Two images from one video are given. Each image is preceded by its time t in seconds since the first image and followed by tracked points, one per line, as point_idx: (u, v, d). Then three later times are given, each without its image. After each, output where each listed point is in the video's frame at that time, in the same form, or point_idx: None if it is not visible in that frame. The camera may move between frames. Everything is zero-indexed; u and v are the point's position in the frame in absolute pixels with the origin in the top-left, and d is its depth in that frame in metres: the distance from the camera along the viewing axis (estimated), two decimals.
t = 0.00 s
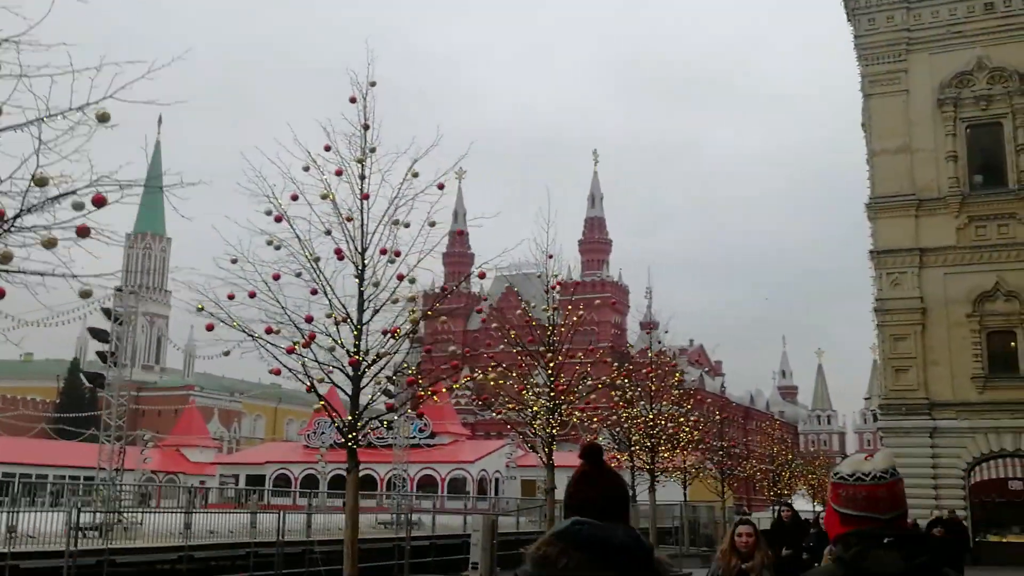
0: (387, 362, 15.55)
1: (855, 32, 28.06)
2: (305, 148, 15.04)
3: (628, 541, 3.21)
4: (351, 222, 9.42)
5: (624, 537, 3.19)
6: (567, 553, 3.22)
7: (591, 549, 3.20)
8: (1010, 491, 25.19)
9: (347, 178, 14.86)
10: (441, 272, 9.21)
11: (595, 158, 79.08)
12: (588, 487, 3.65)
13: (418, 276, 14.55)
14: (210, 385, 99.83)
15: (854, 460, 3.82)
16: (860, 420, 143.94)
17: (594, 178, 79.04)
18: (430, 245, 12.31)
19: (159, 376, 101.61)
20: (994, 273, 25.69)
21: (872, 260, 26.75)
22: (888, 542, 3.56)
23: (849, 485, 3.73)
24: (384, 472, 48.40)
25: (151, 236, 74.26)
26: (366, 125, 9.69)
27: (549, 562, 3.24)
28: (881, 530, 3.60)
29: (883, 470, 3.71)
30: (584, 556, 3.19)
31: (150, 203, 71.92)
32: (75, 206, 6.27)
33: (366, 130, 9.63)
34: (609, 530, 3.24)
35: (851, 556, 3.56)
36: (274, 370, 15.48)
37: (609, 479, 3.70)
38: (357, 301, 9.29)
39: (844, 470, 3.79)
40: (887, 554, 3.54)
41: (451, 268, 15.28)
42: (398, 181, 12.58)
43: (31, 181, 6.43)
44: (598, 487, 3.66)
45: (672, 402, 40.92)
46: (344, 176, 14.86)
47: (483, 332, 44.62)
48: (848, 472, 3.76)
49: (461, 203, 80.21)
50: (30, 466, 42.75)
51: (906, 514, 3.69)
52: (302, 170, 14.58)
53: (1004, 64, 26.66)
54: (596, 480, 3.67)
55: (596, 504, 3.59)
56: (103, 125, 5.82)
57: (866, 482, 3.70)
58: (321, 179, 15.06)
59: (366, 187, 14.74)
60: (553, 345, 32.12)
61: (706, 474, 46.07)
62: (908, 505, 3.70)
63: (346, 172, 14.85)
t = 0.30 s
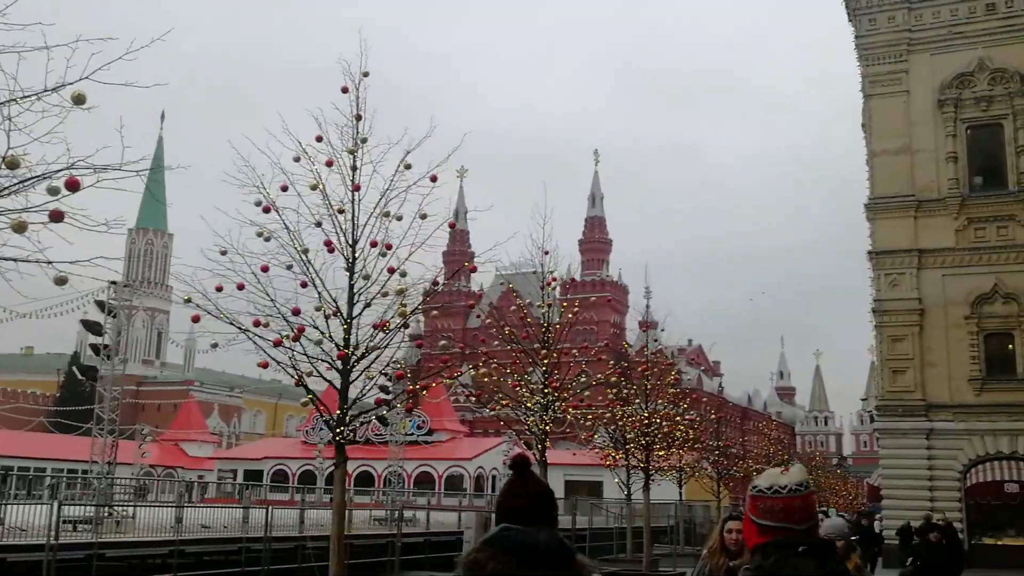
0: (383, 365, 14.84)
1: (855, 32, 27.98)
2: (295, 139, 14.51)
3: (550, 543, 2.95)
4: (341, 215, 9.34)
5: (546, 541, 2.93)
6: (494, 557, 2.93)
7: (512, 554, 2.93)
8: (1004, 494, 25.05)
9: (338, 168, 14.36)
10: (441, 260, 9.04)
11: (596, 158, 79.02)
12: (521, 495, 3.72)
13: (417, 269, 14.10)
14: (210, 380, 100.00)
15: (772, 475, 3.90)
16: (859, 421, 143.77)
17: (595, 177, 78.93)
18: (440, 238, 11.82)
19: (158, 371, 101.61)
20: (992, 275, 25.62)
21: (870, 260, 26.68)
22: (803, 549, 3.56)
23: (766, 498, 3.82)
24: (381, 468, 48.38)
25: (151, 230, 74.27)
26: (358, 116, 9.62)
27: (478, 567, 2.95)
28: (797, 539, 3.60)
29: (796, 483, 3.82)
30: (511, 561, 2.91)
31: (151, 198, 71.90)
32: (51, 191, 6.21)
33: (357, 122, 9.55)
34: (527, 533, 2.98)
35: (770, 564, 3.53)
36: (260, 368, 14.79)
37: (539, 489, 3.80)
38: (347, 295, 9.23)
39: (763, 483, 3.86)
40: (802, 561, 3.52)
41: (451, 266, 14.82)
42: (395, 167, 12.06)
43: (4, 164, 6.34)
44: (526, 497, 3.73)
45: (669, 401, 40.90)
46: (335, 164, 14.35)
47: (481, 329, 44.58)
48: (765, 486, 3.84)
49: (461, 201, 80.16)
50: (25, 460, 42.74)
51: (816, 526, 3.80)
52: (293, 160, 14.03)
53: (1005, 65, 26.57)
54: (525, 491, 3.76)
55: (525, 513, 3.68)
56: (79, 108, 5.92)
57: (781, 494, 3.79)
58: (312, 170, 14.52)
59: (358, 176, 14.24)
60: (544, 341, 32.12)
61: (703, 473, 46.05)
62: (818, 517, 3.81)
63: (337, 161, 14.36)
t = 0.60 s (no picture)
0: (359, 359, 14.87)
1: (844, 37, 27.83)
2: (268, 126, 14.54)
3: (459, 525, 3.28)
4: (315, 202, 8.99)
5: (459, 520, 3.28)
6: (408, 540, 3.27)
7: (425, 538, 3.26)
8: (985, 505, 24.52)
9: (312, 155, 14.43)
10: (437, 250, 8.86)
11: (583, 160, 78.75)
12: (432, 478, 3.48)
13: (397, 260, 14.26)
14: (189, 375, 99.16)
15: (670, 459, 3.67)
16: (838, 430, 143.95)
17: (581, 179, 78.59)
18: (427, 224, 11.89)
19: (136, 365, 100.52)
20: (976, 284, 25.53)
21: (854, 267, 26.50)
22: (696, 532, 3.38)
23: (664, 482, 3.55)
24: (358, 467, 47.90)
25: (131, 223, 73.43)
26: (334, 102, 9.26)
27: (393, 550, 3.27)
28: (691, 522, 3.43)
29: (693, 468, 3.59)
30: (425, 543, 3.25)
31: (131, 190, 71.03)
32: None
33: (334, 107, 9.20)
34: (438, 515, 3.32)
35: (661, 546, 3.30)
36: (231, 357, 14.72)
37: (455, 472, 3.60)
38: (317, 286, 8.91)
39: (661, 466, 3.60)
40: (698, 545, 3.31)
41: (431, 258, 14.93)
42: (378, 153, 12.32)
43: None
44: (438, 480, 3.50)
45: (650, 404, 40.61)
46: (309, 153, 14.44)
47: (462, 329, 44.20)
48: (664, 470, 3.58)
49: (446, 200, 79.69)
50: None
51: (712, 512, 3.55)
52: (267, 146, 14.14)
53: (993, 73, 26.46)
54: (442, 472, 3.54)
55: (439, 496, 3.45)
56: (28, 74, 5.56)
57: (678, 479, 3.54)
58: (285, 158, 14.54)
59: (332, 165, 14.32)
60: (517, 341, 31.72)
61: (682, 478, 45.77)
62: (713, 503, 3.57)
63: (313, 150, 14.46)
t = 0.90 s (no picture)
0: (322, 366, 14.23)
1: (809, 43, 27.97)
2: (221, 123, 14.02)
3: (392, 553, 3.15)
4: (269, 201, 8.75)
5: (387, 550, 3.14)
6: (337, 564, 3.15)
7: (355, 561, 3.14)
8: (947, 507, 24.63)
9: (266, 153, 13.93)
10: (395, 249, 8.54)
11: (550, 165, 78.83)
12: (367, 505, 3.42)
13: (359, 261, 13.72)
14: (152, 382, 97.87)
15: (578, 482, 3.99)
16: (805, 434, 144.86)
17: (550, 184, 78.65)
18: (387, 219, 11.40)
19: (98, 372, 98.96)
20: (939, 289, 25.75)
21: (819, 271, 26.61)
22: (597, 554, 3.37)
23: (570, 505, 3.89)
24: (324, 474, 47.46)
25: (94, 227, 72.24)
26: (289, 98, 9.05)
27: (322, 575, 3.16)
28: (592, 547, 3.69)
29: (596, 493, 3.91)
30: (357, 567, 3.12)
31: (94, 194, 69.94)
32: None
33: (288, 104, 9.00)
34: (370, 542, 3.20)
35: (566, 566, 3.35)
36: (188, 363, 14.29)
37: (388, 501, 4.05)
38: (271, 287, 8.67)
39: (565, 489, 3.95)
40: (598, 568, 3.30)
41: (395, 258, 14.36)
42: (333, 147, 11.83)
43: None
44: (372, 510, 3.98)
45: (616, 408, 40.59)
46: (264, 150, 13.94)
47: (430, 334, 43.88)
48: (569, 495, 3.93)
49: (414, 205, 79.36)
50: None
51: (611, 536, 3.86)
52: (219, 143, 13.61)
53: (955, 80, 26.74)
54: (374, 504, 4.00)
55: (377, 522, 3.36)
56: None
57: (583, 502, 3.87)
58: (238, 156, 14.01)
59: (287, 162, 13.80)
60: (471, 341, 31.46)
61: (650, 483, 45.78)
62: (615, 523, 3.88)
63: (267, 148, 13.96)
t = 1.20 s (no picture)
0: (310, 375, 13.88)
1: (797, 39, 27.85)
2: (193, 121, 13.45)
3: (344, 538, 3.44)
4: (246, 202, 8.66)
5: (337, 534, 3.43)
6: (296, 547, 3.43)
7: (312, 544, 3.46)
8: (944, 503, 24.35)
9: (241, 152, 13.38)
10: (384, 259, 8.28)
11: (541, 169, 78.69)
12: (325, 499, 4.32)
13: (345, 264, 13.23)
14: (147, 392, 97.38)
15: (489, 479, 4.07)
16: (801, 433, 144.78)
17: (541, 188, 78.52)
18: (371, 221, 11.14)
19: (92, 384, 98.41)
20: (932, 284, 25.64)
21: (811, 268, 26.48)
22: (507, 546, 3.66)
23: (481, 499, 3.96)
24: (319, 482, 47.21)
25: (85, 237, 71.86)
26: (265, 98, 8.96)
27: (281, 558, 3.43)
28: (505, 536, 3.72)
29: (508, 487, 3.99)
30: (314, 550, 3.40)
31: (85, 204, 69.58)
32: None
33: (263, 104, 8.90)
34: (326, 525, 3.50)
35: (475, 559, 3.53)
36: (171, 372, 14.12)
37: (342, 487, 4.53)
38: (248, 290, 8.53)
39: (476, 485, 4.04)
40: (508, 558, 3.56)
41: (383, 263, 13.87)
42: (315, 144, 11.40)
43: None
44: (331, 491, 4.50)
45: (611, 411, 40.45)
46: (238, 150, 13.35)
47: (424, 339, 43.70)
48: (480, 488, 3.99)
49: (405, 211, 79.13)
50: None
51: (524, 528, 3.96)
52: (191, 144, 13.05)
53: (944, 75, 26.67)
54: (332, 494, 4.34)
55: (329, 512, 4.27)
56: None
57: (494, 496, 3.95)
58: (213, 156, 13.44)
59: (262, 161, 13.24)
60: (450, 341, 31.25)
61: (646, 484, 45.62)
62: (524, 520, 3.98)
63: (242, 147, 13.37)
